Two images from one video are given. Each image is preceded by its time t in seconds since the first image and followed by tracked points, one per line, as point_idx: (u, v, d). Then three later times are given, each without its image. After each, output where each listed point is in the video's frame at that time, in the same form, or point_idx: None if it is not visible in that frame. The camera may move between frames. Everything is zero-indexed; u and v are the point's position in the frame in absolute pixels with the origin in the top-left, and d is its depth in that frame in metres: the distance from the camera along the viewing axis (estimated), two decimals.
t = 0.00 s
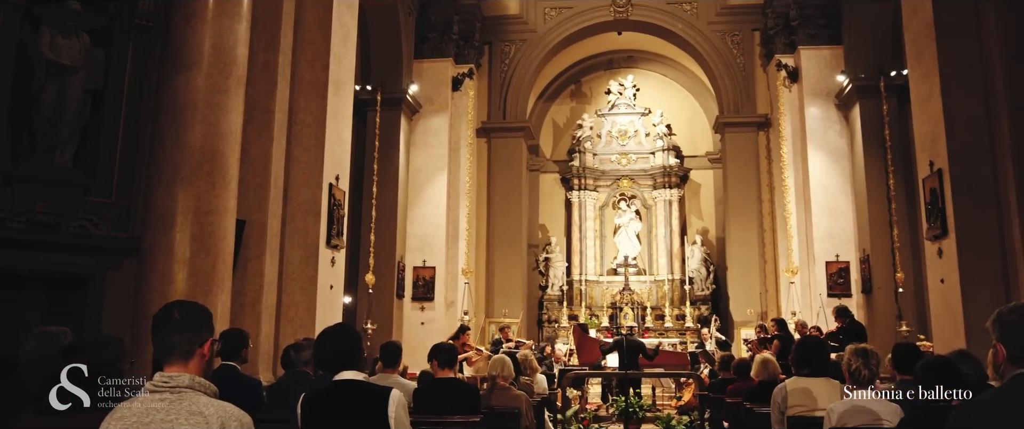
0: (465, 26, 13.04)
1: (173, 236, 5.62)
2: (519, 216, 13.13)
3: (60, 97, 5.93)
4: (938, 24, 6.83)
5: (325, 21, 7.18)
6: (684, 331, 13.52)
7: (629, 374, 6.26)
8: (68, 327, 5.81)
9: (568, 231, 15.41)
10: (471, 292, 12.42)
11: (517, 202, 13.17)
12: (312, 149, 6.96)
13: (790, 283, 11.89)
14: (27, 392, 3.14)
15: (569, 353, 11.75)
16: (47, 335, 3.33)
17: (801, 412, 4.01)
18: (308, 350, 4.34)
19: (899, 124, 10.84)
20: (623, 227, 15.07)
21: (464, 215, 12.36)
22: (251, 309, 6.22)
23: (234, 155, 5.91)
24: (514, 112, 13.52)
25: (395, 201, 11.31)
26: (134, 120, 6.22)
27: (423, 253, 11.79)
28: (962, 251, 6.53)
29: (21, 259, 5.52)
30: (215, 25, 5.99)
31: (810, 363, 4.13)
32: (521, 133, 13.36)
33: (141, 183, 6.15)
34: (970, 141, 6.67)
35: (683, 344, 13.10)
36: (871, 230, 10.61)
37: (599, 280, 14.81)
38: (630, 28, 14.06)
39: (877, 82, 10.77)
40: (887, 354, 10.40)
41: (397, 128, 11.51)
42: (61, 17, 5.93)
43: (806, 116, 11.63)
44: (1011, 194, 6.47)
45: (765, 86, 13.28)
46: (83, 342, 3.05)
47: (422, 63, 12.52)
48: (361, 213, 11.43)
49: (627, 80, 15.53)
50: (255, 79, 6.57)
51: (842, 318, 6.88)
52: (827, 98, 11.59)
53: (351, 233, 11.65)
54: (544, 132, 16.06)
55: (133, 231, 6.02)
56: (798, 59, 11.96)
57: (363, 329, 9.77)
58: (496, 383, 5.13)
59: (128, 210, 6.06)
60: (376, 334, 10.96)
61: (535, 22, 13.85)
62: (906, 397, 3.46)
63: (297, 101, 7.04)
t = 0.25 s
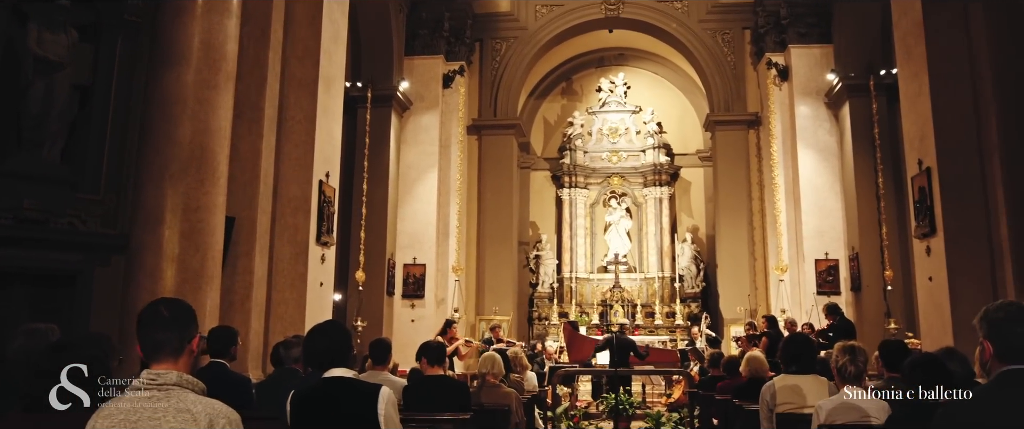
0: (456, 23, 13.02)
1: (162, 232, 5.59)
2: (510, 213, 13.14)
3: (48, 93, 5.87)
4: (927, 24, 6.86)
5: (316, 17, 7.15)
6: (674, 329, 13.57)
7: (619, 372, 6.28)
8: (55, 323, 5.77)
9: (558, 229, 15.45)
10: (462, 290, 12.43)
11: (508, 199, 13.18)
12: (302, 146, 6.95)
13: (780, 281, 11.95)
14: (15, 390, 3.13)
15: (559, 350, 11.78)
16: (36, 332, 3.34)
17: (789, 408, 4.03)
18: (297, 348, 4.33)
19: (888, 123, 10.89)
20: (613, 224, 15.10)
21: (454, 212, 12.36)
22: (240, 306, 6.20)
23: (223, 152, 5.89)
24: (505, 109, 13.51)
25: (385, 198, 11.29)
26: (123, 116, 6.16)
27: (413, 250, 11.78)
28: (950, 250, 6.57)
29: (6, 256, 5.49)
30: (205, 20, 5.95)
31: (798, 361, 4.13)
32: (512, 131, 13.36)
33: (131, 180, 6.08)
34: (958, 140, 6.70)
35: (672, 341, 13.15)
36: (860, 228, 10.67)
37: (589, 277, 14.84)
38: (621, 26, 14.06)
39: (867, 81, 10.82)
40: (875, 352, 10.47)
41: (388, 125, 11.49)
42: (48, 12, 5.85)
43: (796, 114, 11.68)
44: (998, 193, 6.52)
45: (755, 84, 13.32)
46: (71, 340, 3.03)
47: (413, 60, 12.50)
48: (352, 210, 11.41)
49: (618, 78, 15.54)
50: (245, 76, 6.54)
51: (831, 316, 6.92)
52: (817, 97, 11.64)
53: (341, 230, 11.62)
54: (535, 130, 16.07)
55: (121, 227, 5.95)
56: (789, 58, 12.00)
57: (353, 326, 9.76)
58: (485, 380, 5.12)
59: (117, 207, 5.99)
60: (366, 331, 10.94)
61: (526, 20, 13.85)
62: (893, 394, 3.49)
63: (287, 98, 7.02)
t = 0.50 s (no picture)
0: (447, 18, 12.99)
1: (150, 227, 5.55)
2: (501, 208, 13.13)
3: (35, 87, 5.83)
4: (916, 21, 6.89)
5: (306, 12, 7.12)
6: (665, 324, 13.61)
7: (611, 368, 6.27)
8: (42, 318, 5.70)
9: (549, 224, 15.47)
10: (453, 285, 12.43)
11: (499, 195, 13.17)
12: (292, 140, 6.92)
13: (770, 276, 11.99)
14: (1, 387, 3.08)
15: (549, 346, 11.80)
16: (21, 329, 3.33)
17: (779, 404, 4.04)
18: (286, 343, 4.30)
19: (878, 120, 10.94)
20: (604, 220, 15.13)
21: (445, 207, 12.35)
22: (230, 301, 6.17)
23: (213, 146, 5.87)
24: (496, 105, 13.49)
25: (376, 193, 11.27)
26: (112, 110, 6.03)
27: (404, 246, 11.77)
28: (938, 246, 6.61)
29: None
30: (194, 14, 5.91)
31: (786, 355, 4.17)
32: (503, 126, 13.34)
33: (119, 175, 5.96)
34: (948, 137, 6.73)
35: (663, 337, 13.19)
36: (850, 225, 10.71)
37: (580, 273, 14.87)
38: (613, 21, 14.04)
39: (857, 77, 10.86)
40: (863, 347, 10.53)
41: (378, 120, 11.45)
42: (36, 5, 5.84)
43: (786, 111, 11.72)
44: (986, 189, 6.56)
45: (746, 81, 13.36)
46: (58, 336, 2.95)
47: (404, 55, 12.46)
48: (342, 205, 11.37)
49: (609, 74, 15.55)
50: (234, 71, 6.51)
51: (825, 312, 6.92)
52: (807, 93, 11.68)
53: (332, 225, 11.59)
54: (526, 126, 16.06)
55: (109, 223, 5.82)
56: (779, 55, 12.03)
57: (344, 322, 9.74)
58: (475, 375, 5.13)
59: (106, 202, 5.88)
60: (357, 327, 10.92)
61: (517, 15, 13.84)
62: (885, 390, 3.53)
63: (277, 92, 6.99)
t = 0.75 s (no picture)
0: (439, 9, 12.95)
1: (139, 219, 5.52)
2: (492, 201, 13.13)
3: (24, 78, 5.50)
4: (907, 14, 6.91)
5: (297, 3, 7.09)
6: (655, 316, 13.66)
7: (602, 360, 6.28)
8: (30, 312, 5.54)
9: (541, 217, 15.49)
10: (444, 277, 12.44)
11: (490, 187, 13.17)
12: (282, 132, 6.91)
13: (761, 269, 12.05)
14: None
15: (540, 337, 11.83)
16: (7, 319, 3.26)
17: (769, 395, 4.08)
18: (276, 336, 4.29)
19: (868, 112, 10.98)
20: (595, 213, 15.14)
21: (436, 199, 12.33)
22: (220, 292, 6.16)
23: (202, 138, 5.85)
24: (487, 97, 13.47)
25: (367, 185, 11.25)
26: (102, 101, 5.79)
27: (395, 238, 11.76)
28: (927, 238, 6.65)
29: None
30: (184, 5, 5.87)
31: (775, 347, 4.18)
32: (494, 118, 13.33)
33: (110, 168, 5.77)
34: (937, 130, 6.77)
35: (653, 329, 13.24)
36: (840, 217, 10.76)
37: (572, 265, 14.89)
38: (604, 13, 14.04)
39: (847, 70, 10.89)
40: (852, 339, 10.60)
41: (369, 112, 11.43)
42: None
43: (778, 104, 11.74)
44: (974, 182, 6.60)
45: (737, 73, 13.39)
46: (46, 332, 2.83)
47: (395, 47, 12.42)
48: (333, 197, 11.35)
49: (601, 66, 15.54)
50: (224, 62, 6.47)
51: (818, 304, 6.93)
52: (798, 86, 11.70)
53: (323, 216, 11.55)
54: (518, 118, 16.05)
55: (99, 214, 5.67)
56: (771, 48, 12.05)
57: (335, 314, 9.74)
58: (467, 367, 5.13)
59: (96, 193, 5.69)
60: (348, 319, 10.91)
61: (509, 7, 13.81)
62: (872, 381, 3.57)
63: (267, 84, 6.97)
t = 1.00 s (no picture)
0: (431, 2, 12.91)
1: (131, 213, 5.49)
2: (485, 194, 13.12)
3: (12, 70, 5.51)
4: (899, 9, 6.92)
5: None
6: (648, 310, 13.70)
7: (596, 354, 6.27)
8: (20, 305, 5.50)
9: (533, 211, 15.50)
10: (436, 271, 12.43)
11: (483, 181, 13.15)
12: (274, 125, 6.88)
13: (753, 263, 12.08)
14: None
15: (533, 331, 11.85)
16: None
17: (761, 389, 4.09)
18: (268, 329, 4.27)
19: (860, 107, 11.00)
20: (588, 206, 15.16)
21: (429, 193, 12.31)
22: (212, 286, 6.14)
23: (194, 130, 5.81)
24: (480, 90, 13.44)
25: (359, 179, 11.22)
26: (92, 93, 5.82)
27: (388, 231, 11.74)
28: (919, 232, 6.68)
29: None
30: None
31: (767, 341, 4.18)
32: (488, 112, 13.30)
33: (100, 161, 5.78)
34: (930, 124, 6.79)
35: (646, 323, 13.27)
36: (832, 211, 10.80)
37: (564, 259, 14.91)
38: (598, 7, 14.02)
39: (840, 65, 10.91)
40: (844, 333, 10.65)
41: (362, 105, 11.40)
42: None
43: (770, 98, 11.76)
44: (966, 176, 6.63)
45: (730, 67, 13.39)
46: (37, 323, 2.83)
47: (388, 40, 12.38)
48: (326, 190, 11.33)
49: (594, 60, 15.53)
50: (216, 54, 6.44)
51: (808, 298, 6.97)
52: (791, 81, 11.72)
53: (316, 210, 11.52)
54: (511, 111, 16.03)
55: (90, 208, 5.67)
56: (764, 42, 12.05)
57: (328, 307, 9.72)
58: (459, 360, 5.11)
59: (87, 186, 5.70)
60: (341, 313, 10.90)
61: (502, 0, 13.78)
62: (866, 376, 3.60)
63: (259, 77, 6.95)
